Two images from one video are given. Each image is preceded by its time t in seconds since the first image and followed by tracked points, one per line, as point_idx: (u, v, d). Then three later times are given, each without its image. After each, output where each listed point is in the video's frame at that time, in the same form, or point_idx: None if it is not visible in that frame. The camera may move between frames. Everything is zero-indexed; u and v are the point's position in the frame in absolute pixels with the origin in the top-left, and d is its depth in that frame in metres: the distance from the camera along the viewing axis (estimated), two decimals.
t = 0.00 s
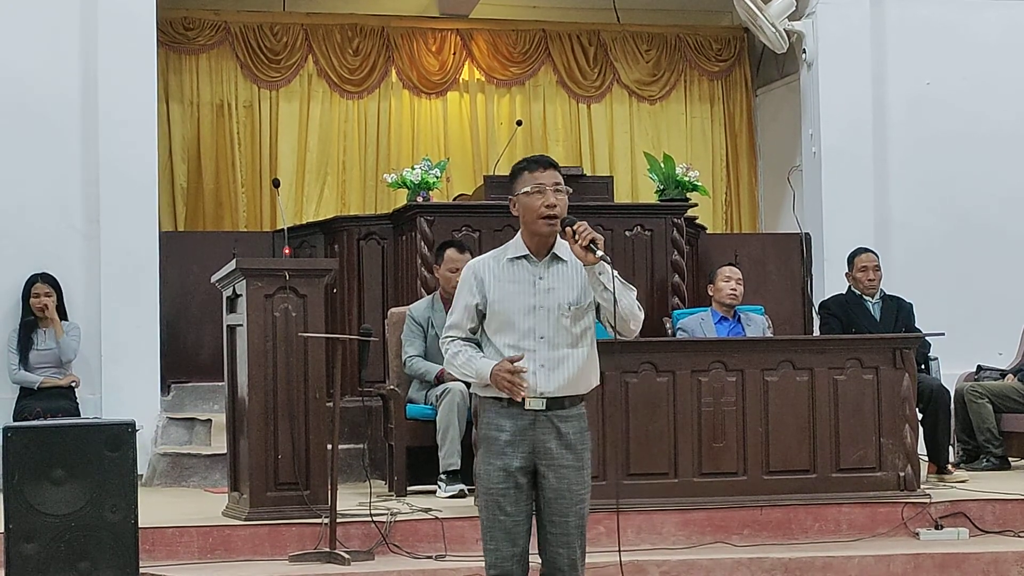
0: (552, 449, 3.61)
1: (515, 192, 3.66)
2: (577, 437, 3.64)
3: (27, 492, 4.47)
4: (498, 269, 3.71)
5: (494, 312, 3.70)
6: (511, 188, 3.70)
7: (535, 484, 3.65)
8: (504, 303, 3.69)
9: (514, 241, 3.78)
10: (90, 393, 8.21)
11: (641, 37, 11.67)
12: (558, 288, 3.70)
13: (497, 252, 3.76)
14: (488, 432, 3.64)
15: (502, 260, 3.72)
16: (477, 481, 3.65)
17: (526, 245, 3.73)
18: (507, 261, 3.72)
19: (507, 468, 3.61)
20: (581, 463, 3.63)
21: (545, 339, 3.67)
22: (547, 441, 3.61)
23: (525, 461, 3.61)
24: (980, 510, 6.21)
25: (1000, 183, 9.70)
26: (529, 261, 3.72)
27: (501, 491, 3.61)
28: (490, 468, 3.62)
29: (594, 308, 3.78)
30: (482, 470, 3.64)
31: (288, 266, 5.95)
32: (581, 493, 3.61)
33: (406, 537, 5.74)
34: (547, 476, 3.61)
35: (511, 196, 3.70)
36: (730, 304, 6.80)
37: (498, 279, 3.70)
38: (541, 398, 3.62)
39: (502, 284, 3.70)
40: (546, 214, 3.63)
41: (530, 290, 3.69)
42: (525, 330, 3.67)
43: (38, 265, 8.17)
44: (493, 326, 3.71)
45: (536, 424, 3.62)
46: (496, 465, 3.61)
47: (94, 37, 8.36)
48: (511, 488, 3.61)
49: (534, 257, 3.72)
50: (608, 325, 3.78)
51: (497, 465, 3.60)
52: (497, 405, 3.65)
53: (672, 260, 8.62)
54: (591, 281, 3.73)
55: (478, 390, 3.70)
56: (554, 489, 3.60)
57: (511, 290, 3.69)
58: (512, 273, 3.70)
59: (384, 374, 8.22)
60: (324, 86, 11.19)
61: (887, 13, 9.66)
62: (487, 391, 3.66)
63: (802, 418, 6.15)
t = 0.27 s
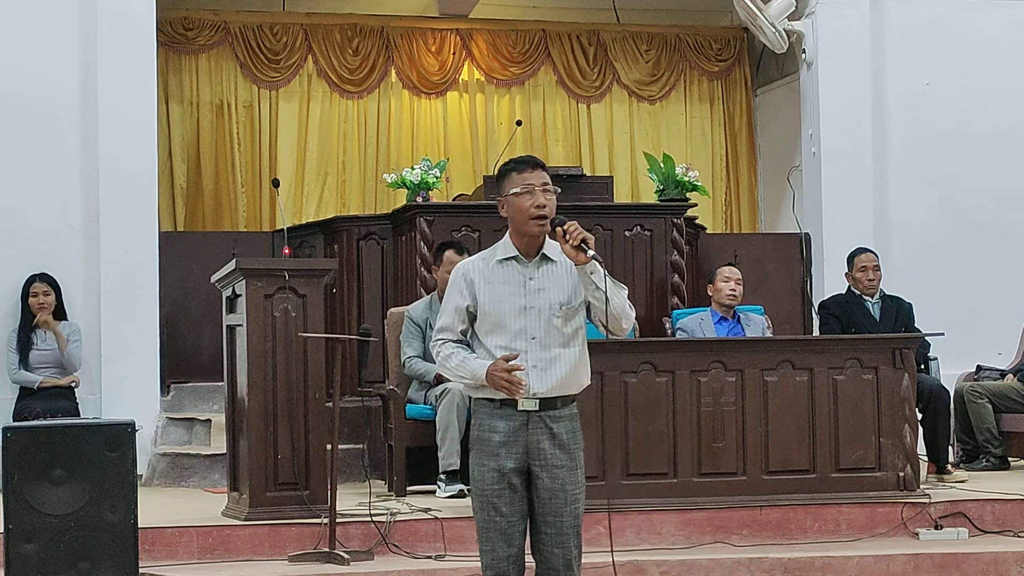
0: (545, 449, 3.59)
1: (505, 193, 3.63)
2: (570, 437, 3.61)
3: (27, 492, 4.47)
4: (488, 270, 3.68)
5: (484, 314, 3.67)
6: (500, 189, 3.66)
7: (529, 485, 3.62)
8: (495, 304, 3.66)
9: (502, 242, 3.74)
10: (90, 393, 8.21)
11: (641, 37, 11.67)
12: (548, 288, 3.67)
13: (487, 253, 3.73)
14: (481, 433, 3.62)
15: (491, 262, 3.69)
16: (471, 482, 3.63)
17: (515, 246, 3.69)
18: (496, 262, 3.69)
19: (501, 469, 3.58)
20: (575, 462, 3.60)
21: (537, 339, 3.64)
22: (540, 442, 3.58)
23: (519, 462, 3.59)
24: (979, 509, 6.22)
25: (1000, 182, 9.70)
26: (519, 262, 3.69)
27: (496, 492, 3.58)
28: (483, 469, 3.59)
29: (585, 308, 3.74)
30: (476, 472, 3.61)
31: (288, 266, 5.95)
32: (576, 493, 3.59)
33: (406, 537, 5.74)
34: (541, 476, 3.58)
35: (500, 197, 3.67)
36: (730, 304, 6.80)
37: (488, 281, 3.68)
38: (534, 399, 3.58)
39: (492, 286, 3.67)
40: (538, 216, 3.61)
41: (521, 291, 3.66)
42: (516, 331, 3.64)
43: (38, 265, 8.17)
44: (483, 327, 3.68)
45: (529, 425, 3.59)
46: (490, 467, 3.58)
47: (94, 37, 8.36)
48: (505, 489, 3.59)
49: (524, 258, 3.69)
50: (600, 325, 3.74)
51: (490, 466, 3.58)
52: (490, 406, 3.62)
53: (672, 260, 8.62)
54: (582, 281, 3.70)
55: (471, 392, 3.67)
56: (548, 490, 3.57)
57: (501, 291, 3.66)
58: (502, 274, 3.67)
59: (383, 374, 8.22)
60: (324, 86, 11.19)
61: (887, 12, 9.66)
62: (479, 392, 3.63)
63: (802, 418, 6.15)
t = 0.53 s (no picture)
0: (541, 449, 3.58)
1: (497, 193, 3.63)
2: (565, 436, 3.61)
3: (27, 492, 4.47)
4: (481, 271, 3.69)
5: (478, 315, 3.67)
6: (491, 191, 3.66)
7: (525, 485, 3.62)
8: (488, 306, 3.66)
9: (495, 243, 3.74)
10: (90, 393, 8.21)
11: (641, 37, 11.67)
12: (541, 288, 3.67)
13: (479, 255, 3.73)
14: (476, 434, 3.61)
15: (484, 263, 3.70)
16: (468, 483, 3.62)
17: (508, 247, 3.69)
18: (489, 263, 3.69)
19: (497, 470, 3.57)
20: (570, 462, 3.60)
21: (530, 340, 3.64)
22: (535, 442, 3.58)
23: (514, 463, 3.58)
24: (979, 509, 6.21)
25: (1000, 182, 9.70)
26: (512, 263, 3.69)
27: (492, 493, 3.57)
28: (479, 470, 3.59)
29: (579, 307, 3.74)
30: (472, 473, 3.61)
31: (288, 265, 5.95)
32: (572, 492, 3.58)
33: (406, 537, 5.74)
34: (537, 477, 3.58)
35: (492, 199, 3.66)
36: (729, 304, 6.80)
37: (481, 282, 3.68)
38: (529, 399, 3.58)
39: (485, 287, 3.67)
40: (531, 215, 3.59)
41: (514, 292, 3.66)
42: (510, 332, 3.65)
43: (37, 265, 8.17)
44: (477, 329, 3.68)
45: (524, 425, 3.59)
46: (486, 468, 3.58)
47: (94, 36, 8.36)
48: (501, 489, 3.58)
49: (518, 259, 3.69)
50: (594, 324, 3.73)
51: (486, 467, 3.57)
52: (484, 406, 3.61)
53: (672, 260, 8.61)
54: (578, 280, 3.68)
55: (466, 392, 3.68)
56: (544, 489, 3.57)
57: (494, 292, 3.66)
58: (494, 275, 3.68)
59: (383, 374, 8.22)
60: (324, 86, 11.19)
61: (887, 12, 9.66)
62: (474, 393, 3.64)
63: (802, 418, 6.15)
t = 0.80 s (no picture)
0: (538, 449, 3.58)
1: (494, 194, 3.63)
2: (562, 436, 3.60)
3: (26, 492, 4.46)
4: (477, 272, 3.66)
5: (474, 316, 3.64)
6: (487, 191, 3.66)
7: (523, 485, 3.61)
8: (485, 306, 3.63)
9: (489, 243, 3.72)
10: (89, 393, 8.21)
11: (640, 37, 11.67)
12: (537, 289, 3.66)
13: (473, 255, 3.70)
14: (473, 434, 3.60)
15: (479, 264, 3.67)
16: (465, 484, 3.62)
17: (503, 247, 3.68)
18: (485, 263, 3.67)
19: (494, 470, 3.57)
20: (567, 461, 3.59)
21: (528, 340, 3.63)
22: (532, 442, 3.57)
23: (512, 463, 3.57)
24: (979, 509, 6.21)
25: (999, 182, 9.69)
26: (508, 263, 3.67)
27: (489, 494, 3.57)
28: (476, 471, 3.58)
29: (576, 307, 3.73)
30: (469, 474, 3.60)
31: (287, 265, 5.95)
32: (569, 492, 3.57)
33: (406, 537, 5.74)
34: (534, 477, 3.57)
35: (488, 200, 3.67)
36: (729, 304, 6.80)
37: (477, 282, 3.65)
38: (526, 399, 3.57)
39: (482, 287, 3.64)
40: (528, 215, 3.60)
41: (510, 292, 3.64)
42: (507, 333, 3.63)
43: (37, 265, 8.17)
44: (474, 330, 3.65)
45: (520, 425, 3.58)
46: (483, 468, 3.57)
47: (94, 36, 8.36)
48: (498, 490, 3.58)
49: (513, 259, 3.67)
50: (591, 324, 3.73)
51: (483, 468, 3.57)
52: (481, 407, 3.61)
53: (672, 260, 8.61)
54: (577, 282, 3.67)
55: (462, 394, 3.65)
56: (542, 489, 3.56)
57: (491, 292, 3.64)
58: (491, 275, 3.65)
59: (383, 374, 8.23)
60: (324, 86, 11.19)
61: (886, 11, 9.66)
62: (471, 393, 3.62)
63: (801, 417, 6.15)
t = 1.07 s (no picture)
0: (540, 449, 3.58)
1: (495, 194, 3.62)
2: (563, 436, 3.62)
3: (27, 491, 4.46)
4: (477, 273, 3.64)
5: (476, 317, 3.61)
6: (486, 192, 3.64)
7: (524, 485, 3.61)
8: (486, 307, 3.61)
9: (487, 243, 3.71)
10: (89, 393, 8.21)
11: (640, 37, 11.67)
12: (538, 288, 3.65)
13: (471, 256, 3.68)
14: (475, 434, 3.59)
15: (479, 264, 3.65)
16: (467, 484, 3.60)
17: (502, 248, 3.66)
18: (485, 264, 3.65)
19: (497, 470, 3.56)
20: (568, 461, 3.61)
21: (530, 340, 3.61)
22: (535, 441, 3.58)
23: (515, 463, 3.57)
24: (979, 509, 6.22)
25: (999, 182, 9.69)
26: (508, 263, 3.65)
27: (492, 494, 3.56)
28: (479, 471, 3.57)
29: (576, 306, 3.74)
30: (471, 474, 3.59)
31: (288, 265, 5.95)
32: (570, 491, 3.59)
33: (406, 536, 5.74)
34: (537, 476, 3.57)
35: (487, 200, 3.65)
36: (729, 303, 6.80)
37: (478, 282, 3.63)
38: (529, 399, 3.57)
39: (482, 288, 3.62)
40: (531, 215, 3.60)
41: (511, 292, 3.63)
42: (509, 333, 3.61)
43: (38, 265, 8.17)
44: (475, 331, 3.62)
45: (523, 425, 3.58)
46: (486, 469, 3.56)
47: (94, 36, 8.36)
48: (501, 490, 3.57)
49: (513, 259, 3.66)
50: (592, 324, 3.74)
51: (486, 468, 3.56)
52: (483, 407, 3.60)
53: (672, 260, 8.61)
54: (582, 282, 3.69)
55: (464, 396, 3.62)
56: (544, 489, 3.57)
57: (492, 293, 3.62)
58: (491, 275, 3.64)
59: (383, 373, 8.23)
60: (324, 85, 11.19)
61: (886, 11, 9.66)
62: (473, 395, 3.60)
63: (801, 417, 6.15)
